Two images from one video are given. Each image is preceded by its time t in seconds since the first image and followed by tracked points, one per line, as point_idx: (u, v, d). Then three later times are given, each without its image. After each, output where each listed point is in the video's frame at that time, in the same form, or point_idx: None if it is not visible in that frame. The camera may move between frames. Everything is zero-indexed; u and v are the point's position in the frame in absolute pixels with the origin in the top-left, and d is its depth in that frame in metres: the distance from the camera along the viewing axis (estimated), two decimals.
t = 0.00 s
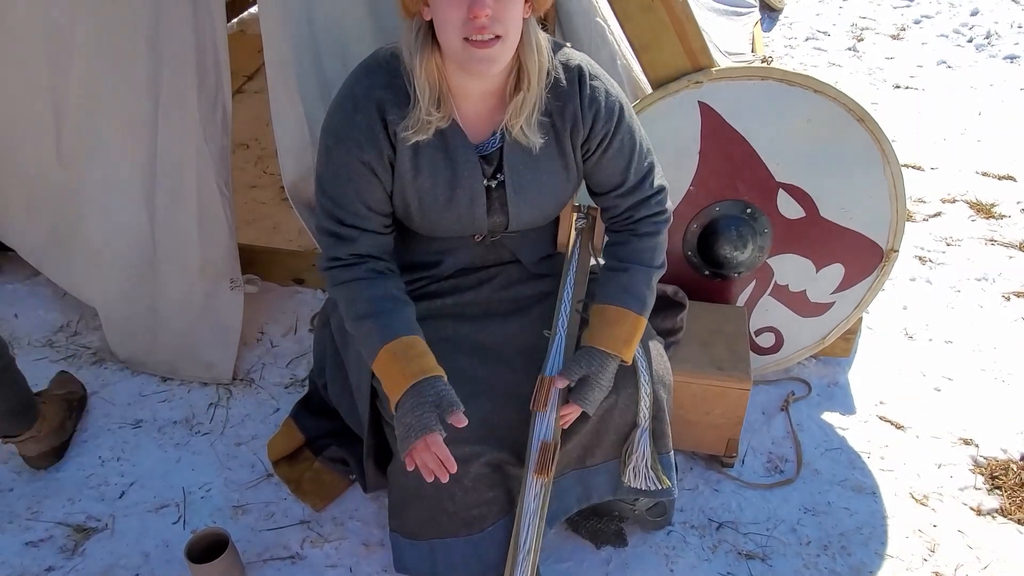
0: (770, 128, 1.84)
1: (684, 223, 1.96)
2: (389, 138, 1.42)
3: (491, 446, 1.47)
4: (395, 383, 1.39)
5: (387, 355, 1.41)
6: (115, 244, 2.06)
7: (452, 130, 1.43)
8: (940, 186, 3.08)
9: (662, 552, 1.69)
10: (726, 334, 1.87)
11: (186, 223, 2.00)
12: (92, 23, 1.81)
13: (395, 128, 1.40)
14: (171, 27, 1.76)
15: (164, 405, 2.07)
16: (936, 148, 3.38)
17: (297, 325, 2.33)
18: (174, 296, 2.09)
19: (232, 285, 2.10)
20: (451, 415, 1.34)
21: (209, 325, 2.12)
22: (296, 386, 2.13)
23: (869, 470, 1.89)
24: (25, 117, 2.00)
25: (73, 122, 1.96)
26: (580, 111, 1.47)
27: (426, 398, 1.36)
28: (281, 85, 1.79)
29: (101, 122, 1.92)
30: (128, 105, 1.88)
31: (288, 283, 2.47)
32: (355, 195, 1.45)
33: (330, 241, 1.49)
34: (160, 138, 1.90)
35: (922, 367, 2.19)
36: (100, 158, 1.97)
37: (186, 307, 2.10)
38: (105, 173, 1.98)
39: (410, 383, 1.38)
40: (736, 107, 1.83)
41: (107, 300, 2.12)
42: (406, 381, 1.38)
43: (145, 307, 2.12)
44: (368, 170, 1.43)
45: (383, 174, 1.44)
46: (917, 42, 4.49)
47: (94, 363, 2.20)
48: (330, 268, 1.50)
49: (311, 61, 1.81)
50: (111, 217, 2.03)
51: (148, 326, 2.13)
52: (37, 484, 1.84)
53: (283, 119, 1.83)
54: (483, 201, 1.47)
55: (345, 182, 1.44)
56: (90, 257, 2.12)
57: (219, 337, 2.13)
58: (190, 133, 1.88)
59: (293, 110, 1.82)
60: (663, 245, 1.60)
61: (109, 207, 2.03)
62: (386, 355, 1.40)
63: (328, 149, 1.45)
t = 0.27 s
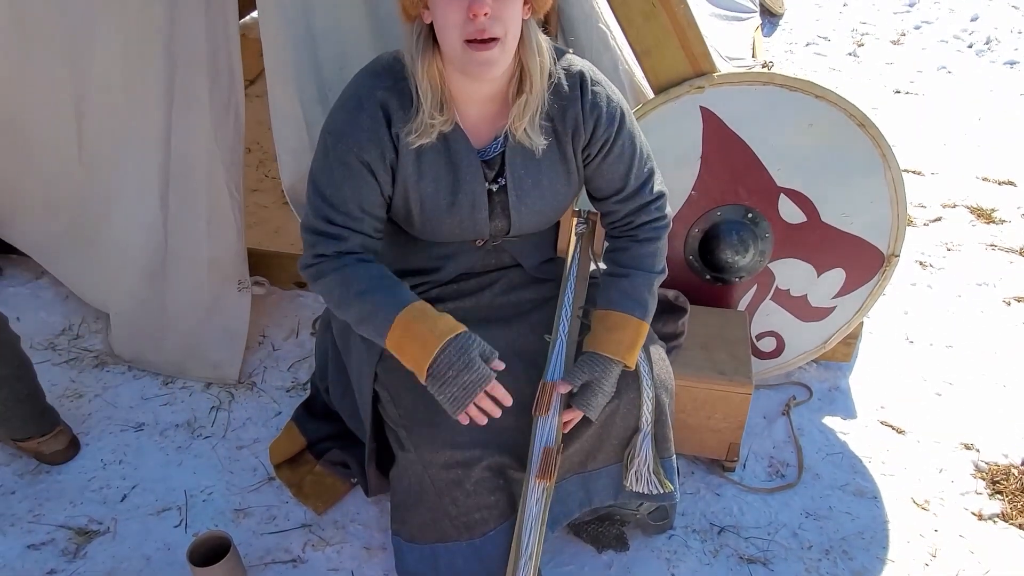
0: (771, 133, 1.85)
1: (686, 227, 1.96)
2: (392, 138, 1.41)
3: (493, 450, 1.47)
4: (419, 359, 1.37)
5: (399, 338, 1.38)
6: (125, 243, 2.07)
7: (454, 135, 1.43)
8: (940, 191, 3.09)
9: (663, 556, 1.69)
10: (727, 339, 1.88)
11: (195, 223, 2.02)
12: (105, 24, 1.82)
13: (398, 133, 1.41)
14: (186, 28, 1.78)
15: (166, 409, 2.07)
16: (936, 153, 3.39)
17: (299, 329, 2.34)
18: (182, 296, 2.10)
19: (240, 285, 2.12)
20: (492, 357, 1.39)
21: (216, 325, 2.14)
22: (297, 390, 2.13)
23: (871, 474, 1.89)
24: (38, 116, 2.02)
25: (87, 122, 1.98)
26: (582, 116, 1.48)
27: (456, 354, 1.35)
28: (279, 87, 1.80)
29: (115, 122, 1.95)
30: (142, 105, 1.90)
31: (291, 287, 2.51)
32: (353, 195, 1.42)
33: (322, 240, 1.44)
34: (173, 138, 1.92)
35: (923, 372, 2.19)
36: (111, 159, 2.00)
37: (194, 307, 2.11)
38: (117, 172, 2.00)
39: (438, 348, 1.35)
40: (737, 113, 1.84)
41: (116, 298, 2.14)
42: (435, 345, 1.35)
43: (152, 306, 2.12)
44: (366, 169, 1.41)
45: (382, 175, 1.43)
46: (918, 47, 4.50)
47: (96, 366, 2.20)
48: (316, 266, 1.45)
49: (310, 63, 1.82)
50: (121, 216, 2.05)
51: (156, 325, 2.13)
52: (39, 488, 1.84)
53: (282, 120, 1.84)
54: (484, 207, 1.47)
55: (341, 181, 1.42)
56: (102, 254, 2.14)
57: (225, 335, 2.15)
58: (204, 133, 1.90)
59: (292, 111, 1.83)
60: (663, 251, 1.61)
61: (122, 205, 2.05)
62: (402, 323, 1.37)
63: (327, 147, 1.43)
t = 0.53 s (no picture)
0: (770, 138, 1.85)
1: (686, 231, 1.97)
2: (384, 159, 1.44)
3: (493, 454, 1.47)
4: (467, 291, 1.49)
5: (444, 282, 1.48)
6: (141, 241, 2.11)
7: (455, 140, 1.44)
8: (939, 195, 3.09)
9: (664, 560, 1.69)
10: (727, 343, 1.88)
11: (212, 218, 2.06)
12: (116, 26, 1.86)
13: (394, 147, 1.42)
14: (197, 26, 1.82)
15: (166, 412, 2.07)
16: (935, 158, 3.39)
17: (299, 332, 2.34)
18: (198, 291, 2.13)
19: (253, 280, 2.16)
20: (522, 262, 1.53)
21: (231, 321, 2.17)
22: (298, 394, 2.13)
23: (871, 478, 1.89)
24: (60, 118, 2.08)
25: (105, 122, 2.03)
26: (580, 120, 1.47)
27: (503, 277, 1.49)
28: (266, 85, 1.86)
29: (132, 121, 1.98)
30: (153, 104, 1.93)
31: (290, 290, 2.48)
32: (348, 208, 1.48)
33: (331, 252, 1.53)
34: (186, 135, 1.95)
35: (923, 376, 2.19)
36: (130, 157, 2.05)
37: (209, 301, 2.14)
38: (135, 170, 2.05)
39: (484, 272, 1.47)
40: (737, 118, 1.84)
41: (131, 295, 2.17)
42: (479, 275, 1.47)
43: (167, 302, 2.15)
44: (363, 190, 1.46)
45: (377, 194, 1.46)
46: (916, 52, 4.51)
47: (96, 369, 2.20)
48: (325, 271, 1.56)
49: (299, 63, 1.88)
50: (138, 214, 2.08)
51: (173, 320, 2.17)
52: (39, 492, 1.84)
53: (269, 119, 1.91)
54: (480, 216, 1.49)
55: (339, 198, 1.47)
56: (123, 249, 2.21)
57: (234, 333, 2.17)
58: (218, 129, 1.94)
59: (278, 105, 1.89)
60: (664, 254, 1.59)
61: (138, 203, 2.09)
62: (444, 277, 1.48)
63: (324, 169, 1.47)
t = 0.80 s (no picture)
0: (770, 138, 1.84)
1: (685, 231, 1.96)
2: (380, 157, 1.43)
3: (492, 455, 1.47)
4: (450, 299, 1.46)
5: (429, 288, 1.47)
6: (162, 229, 2.15)
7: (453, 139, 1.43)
8: (939, 196, 3.09)
9: (663, 562, 1.68)
10: (727, 344, 1.87)
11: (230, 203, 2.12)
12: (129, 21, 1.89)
13: (389, 143, 1.41)
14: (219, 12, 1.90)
15: (163, 413, 2.06)
16: (935, 158, 3.39)
17: (297, 333, 2.33)
18: (218, 276, 2.20)
19: (274, 261, 2.24)
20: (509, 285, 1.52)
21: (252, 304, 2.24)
22: (295, 395, 2.12)
23: (872, 480, 1.88)
24: (67, 116, 2.10)
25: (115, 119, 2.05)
26: (578, 119, 1.46)
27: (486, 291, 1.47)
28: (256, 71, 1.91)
29: (145, 114, 2.02)
30: (171, 94, 1.97)
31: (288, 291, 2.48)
32: (340, 206, 1.47)
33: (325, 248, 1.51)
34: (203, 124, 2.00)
35: (923, 377, 2.18)
36: (142, 149, 2.08)
37: (229, 284, 2.20)
38: (151, 163, 2.09)
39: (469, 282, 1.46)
40: (736, 118, 1.83)
41: (152, 284, 2.21)
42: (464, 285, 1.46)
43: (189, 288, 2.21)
44: (354, 185, 1.45)
45: (369, 190, 1.45)
46: (916, 53, 4.51)
47: (93, 370, 2.19)
48: (311, 266, 1.54)
49: (287, 53, 1.91)
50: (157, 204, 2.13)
51: (195, 305, 2.23)
52: (34, 494, 1.83)
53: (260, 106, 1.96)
54: (476, 211, 1.48)
55: (330, 192, 1.46)
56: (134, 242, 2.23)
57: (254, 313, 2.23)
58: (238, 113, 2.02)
59: (265, 100, 1.94)
60: (665, 250, 1.59)
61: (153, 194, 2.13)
62: (430, 278, 1.47)
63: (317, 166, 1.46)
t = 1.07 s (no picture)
0: (770, 136, 1.83)
1: (685, 231, 1.93)
2: (374, 159, 1.41)
3: (490, 456, 1.45)
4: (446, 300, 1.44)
5: (426, 288, 1.45)
6: (177, 213, 2.21)
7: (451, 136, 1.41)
8: (939, 196, 3.07)
9: (663, 564, 1.66)
10: (727, 344, 1.85)
11: (244, 182, 2.19)
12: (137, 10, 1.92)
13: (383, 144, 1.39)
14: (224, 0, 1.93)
15: (157, 413, 2.04)
16: (934, 158, 3.38)
17: (293, 331, 2.31)
18: (235, 253, 2.28)
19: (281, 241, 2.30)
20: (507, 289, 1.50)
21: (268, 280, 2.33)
22: (291, 394, 2.10)
23: (873, 482, 1.86)
24: (73, 108, 2.11)
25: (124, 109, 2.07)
26: (575, 116, 1.44)
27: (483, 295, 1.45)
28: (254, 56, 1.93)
29: (155, 103, 2.05)
30: (181, 82, 2.01)
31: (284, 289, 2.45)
32: (333, 205, 1.45)
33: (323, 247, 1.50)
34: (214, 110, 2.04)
35: (924, 378, 2.17)
36: (152, 136, 2.10)
37: (246, 259, 2.29)
38: (161, 151, 2.12)
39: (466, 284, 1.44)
40: (736, 116, 1.82)
41: (169, 267, 2.27)
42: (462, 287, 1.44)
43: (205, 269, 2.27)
44: (349, 186, 1.43)
45: (363, 191, 1.44)
46: (915, 52, 4.50)
47: (86, 368, 2.17)
48: (307, 266, 1.53)
49: (283, 39, 1.91)
50: (169, 190, 2.17)
51: (211, 283, 2.30)
52: (25, 494, 1.81)
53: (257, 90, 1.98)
54: (472, 211, 1.45)
55: (324, 192, 1.44)
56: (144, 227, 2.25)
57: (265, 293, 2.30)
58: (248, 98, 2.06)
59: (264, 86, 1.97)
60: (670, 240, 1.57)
61: (164, 179, 2.16)
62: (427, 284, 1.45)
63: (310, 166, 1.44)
